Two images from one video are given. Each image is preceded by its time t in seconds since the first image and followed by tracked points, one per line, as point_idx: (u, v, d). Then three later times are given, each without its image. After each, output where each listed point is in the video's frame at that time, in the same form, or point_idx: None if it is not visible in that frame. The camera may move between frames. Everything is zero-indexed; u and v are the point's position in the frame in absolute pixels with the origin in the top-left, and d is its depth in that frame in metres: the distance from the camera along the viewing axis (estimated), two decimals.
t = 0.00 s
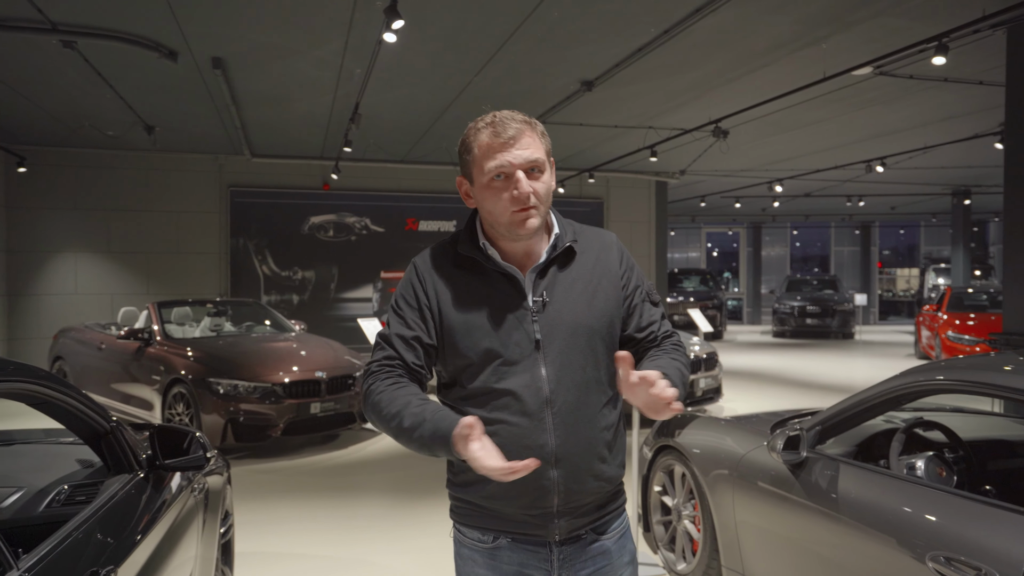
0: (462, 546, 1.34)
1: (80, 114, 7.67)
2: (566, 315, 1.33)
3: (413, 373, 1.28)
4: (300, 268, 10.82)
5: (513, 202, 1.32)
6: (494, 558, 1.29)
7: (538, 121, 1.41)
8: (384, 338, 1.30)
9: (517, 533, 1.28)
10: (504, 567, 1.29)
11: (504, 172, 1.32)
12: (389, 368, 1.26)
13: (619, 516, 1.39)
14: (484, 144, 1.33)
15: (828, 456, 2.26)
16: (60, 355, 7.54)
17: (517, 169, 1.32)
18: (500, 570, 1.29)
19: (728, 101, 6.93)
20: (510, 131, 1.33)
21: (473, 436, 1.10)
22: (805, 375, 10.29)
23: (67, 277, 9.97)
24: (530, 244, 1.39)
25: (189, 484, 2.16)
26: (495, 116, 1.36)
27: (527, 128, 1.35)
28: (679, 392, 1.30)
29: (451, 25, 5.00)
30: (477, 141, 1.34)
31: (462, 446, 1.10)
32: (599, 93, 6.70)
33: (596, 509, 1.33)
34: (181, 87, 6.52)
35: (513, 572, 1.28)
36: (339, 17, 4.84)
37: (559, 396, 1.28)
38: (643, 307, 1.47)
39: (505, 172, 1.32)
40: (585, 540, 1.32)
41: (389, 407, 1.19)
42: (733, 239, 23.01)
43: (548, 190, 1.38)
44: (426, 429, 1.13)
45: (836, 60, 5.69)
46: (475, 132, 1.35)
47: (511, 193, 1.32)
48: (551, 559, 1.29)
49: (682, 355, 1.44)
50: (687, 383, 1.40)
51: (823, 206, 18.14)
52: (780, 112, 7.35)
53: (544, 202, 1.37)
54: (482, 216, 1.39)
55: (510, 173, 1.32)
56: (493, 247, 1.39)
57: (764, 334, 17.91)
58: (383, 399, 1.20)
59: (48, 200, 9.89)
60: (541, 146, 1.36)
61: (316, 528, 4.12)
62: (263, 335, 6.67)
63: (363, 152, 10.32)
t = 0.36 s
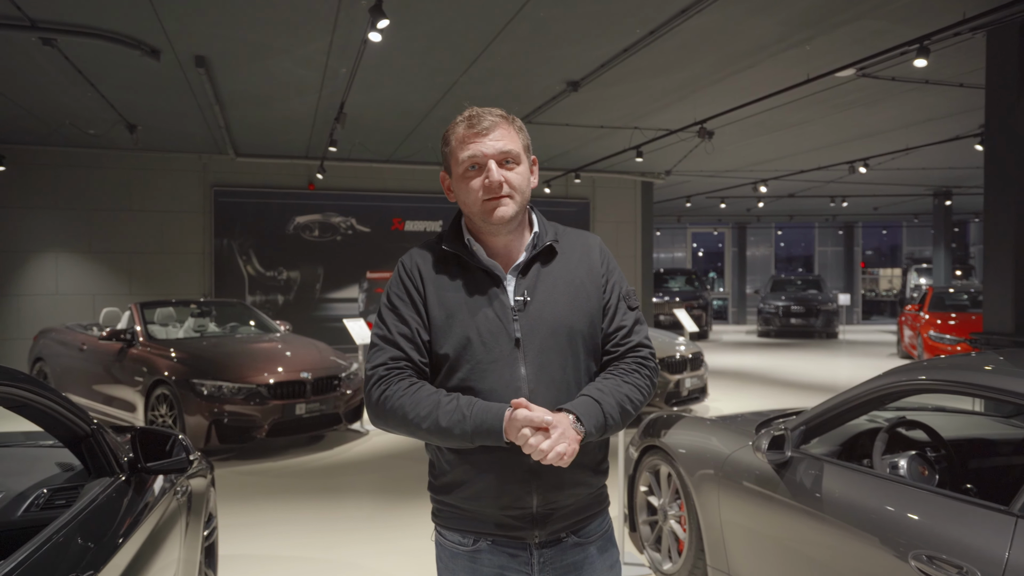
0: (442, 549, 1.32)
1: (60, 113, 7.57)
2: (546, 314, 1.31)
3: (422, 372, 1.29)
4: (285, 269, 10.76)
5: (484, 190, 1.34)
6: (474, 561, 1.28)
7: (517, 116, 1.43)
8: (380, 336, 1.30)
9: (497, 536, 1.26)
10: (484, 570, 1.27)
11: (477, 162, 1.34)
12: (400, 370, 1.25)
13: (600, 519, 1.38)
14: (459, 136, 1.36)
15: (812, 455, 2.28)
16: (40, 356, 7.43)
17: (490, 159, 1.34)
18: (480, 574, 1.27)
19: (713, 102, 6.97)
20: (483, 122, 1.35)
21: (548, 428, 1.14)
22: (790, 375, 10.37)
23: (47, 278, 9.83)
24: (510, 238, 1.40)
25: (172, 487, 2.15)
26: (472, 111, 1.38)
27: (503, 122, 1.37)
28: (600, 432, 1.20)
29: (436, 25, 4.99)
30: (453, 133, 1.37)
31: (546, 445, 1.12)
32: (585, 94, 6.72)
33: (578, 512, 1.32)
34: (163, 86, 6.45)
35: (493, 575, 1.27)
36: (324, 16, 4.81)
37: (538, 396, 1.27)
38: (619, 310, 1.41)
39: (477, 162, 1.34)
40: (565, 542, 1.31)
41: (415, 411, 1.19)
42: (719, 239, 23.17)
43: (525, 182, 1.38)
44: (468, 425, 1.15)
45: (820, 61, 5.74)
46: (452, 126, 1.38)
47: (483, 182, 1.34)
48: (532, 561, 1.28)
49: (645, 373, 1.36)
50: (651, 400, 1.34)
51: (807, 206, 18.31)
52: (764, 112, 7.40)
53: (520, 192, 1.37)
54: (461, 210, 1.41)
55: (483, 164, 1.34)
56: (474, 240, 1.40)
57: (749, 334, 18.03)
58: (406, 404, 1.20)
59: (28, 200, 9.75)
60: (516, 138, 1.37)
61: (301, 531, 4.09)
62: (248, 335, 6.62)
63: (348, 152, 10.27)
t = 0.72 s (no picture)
0: (429, 546, 1.33)
1: (54, 113, 7.55)
2: (529, 315, 1.31)
3: (408, 372, 1.30)
4: (280, 269, 10.75)
5: (469, 194, 1.35)
6: (460, 558, 1.28)
7: (503, 119, 1.43)
8: (367, 336, 1.31)
9: (481, 533, 1.26)
10: (469, 568, 1.27)
11: (461, 165, 1.35)
12: (387, 369, 1.26)
13: (585, 517, 1.37)
14: (444, 139, 1.37)
15: (803, 455, 2.29)
16: (34, 356, 7.41)
17: (475, 163, 1.35)
18: (465, 571, 1.27)
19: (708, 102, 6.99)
20: (468, 126, 1.36)
21: (524, 431, 1.14)
22: (784, 375, 10.40)
23: (41, 278, 9.81)
24: (496, 240, 1.41)
25: (164, 487, 2.15)
26: (458, 114, 1.39)
27: (488, 126, 1.38)
28: (583, 428, 1.21)
29: (430, 24, 4.99)
30: (439, 137, 1.38)
31: (523, 447, 1.14)
32: (580, 94, 6.73)
33: (562, 509, 1.32)
34: (157, 86, 6.44)
35: (477, 572, 1.27)
36: (318, 16, 4.80)
37: (521, 394, 1.28)
38: (604, 311, 1.41)
39: (462, 166, 1.35)
40: (550, 540, 1.31)
41: (402, 410, 1.20)
42: (714, 239, 23.25)
43: (509, 185, 1.39)
44: (452, 424, 1.17)
45: (814, 62, 5.76)
46: (438, 129, 1.39)
47: (467, 185, 1.35)
48: (517, 559, 1.28)
49: (628, 373, 1.36)
50: (635, 398, 1.35)
51: (802, 207, 18.37)
52: (758, 113, 7.42)
53: (505, 195, 1.38)
54: (447, 213, 1.42)
55: (468, 167, 1.35)
56: (460, 242, 1.41)
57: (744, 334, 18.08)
58: (391, 404, 1.21)
59: (22, 200, 9.72)
60: (501, 142, 1.38)
61: (293, 531, 4.09)
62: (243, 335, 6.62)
63: (344, 152, 10.27)
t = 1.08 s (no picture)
0: (420, 543, 1.34)
1: (56, 113, 7.58)
2: (519, 314, 1.33)
3: (399, 371, 1.32)
4: (282, 269, 10.78)
5: (463, 195, 1.37)
6: (450, 554, 1.29)
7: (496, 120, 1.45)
8: (359, 337, 1.32)
9: (471, 529, 1.28)
10: (460, 563, 1.29)
11: (455, 166, 1.37)
12: (378, 369, 1.28)
13: (575, 513, 1.38)
14: (438, 140, 1.38)
15: (798, 454, 2.31)
16: (36, 356, 7.43)
17: (468, 163, 1.37)
18: (455, 567, 1.29)
19: (707, 103, 7.00)
20: (463, 127, 1.37)
21: (507, 441, 1.15)
22: (785, 375, 10.41)
23: (44, 278, 9.84)
24: (487, 240, 1.42)
25: (163, 485, 2.16)
26: (453, 115, 1.41)
27: (482, 127, 1.39)
28: (571, 425, 1.23)
29: (430, 25, 5.00)
30: (433, 137, 1.40)
31: (507, 455, 1.15)
32: (580, 94, 6.74)
33: (552, 506, 1.33)
34: (158, 87, 6.46)
35: (468, 568, 1.28)
36: (318, 17, 4.82)
37: (511, 392, 1.29)
38: (593, 310, 1.42)
39: (455, 166, 1.37)
40: (539, 536, 1.32)
41: (393, 409, 1.22)
42: (716, 240, 23.24)
43: (502, 186, 1.41)
44: (441, 423, 1.19)
45: (812, 62, 5.77)
46: (433, 129, 1.40)
47: (461, 186, 1.37)
48: (506, 555, 1.29)
49: (617, 371, 1.37)
50: (623, 397, 1.37)
51: (803, 207, 18.37)
52: (758, 113, 7.43)
53: (497, 196, 1.40)
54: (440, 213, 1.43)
55: (461, 167, 1.37)
56: (452, 242, 1.42)
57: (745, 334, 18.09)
58: (383, 403, 1.23)
59: (24, 200, 9.76)
60: (494, 143, 1.40)
61: (293, 530, 4.10)
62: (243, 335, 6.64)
63: (344, 153, 10.30)
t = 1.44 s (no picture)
0: (414, 540, 1.36)
1: (60, 115, 7.62)
2: (513, 315, 1.35)
3: (394, 370, 1.34)
4: (285, 269, 10.81)
5: (446, 198, 1.39)
6: (444, 552, 1.32)
7: (495, 125, 1.46)
8: (355, 336, 1.35)
9: (465, 527, 1.30)
10: (454, 561, 1.31)
11: (444, 169, 1.39)
12: (372, 368, 1.31)
13: (568, 511, 1.41)
14: (432, 142, 1.41)
15: (796, 453, 2.31)
16: (41, 356, 7.48)
17: (456, 168, 1.38)
18: (449, 564, 1.31)
19: (709, 103, 7.00)
20: (455, 132, 1.39)
21: (494, 422, 1.18)
22: (788, 375, 10.39)
23: (49, 279, 9.89)
24: (474, 243, 1.44)
25: (164, 484, 2.18)
26: (451, 117, 1.42)
27: (477, 132, 1.41)
28: (569, 422, 1.26)
29: (432, 26, 5.02)
30: (429, 138, 1.42)
31: (496, 442, 1.17)
32: (581, 94, 6.75)
33: (544, 504, 1.35)
34: (162, 88, 6.49)
35: (461, 565, 1.31)
36: (320, 18, 4.84)
37: (504, 391, 1.32)
38: (587, 313, 1.43)
39: (444, 169, 1.39)
40: (532, 534, 1.34)
41: (386, 407, 1.25)
42: (720, 240, 23.20)
43: (491, 192, 1.42)
44: (433, 419, 1.22)
45: (814, 62, 5.77)
46: (430, 131, 1.43)
47: (447, 189, 1.39)
48: (500, 553, 1.32)
49: (611, 372, 1.39)
50: (618, 397, 1.38)
51: (807, 207, 18.33)
52: (760, 113, 7.43)
53: (485, 202, 1.41)
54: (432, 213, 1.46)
55: (449, 171, 1.39)
56: (442, 243, 1.45)
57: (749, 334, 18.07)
58: (377, 400, 1.27)
59: (30, 201, 9.81)
60: (487, 149, 1.40)
61: (295, 529, 4.12)
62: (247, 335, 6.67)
63: (348, 153, 10.33)
